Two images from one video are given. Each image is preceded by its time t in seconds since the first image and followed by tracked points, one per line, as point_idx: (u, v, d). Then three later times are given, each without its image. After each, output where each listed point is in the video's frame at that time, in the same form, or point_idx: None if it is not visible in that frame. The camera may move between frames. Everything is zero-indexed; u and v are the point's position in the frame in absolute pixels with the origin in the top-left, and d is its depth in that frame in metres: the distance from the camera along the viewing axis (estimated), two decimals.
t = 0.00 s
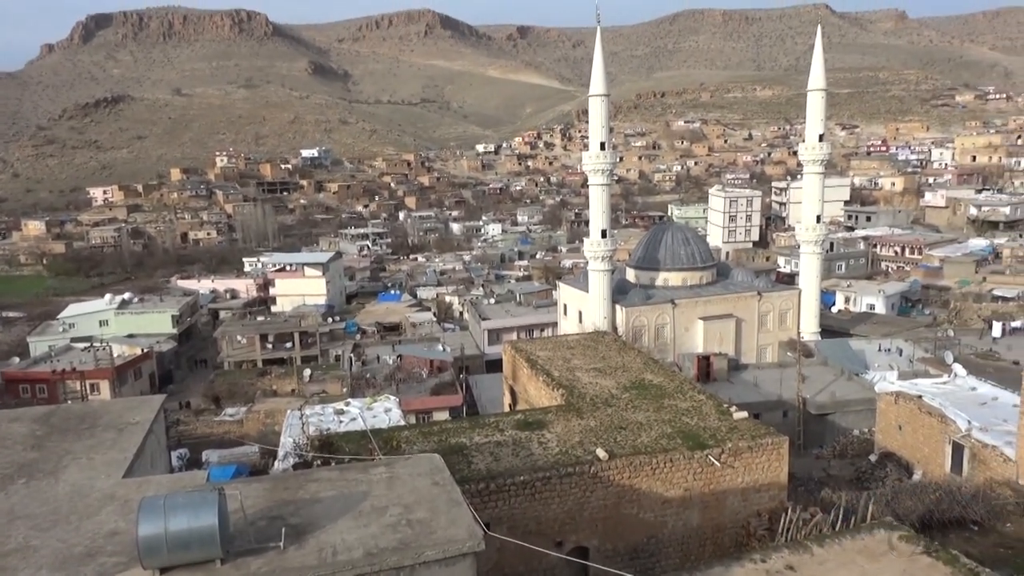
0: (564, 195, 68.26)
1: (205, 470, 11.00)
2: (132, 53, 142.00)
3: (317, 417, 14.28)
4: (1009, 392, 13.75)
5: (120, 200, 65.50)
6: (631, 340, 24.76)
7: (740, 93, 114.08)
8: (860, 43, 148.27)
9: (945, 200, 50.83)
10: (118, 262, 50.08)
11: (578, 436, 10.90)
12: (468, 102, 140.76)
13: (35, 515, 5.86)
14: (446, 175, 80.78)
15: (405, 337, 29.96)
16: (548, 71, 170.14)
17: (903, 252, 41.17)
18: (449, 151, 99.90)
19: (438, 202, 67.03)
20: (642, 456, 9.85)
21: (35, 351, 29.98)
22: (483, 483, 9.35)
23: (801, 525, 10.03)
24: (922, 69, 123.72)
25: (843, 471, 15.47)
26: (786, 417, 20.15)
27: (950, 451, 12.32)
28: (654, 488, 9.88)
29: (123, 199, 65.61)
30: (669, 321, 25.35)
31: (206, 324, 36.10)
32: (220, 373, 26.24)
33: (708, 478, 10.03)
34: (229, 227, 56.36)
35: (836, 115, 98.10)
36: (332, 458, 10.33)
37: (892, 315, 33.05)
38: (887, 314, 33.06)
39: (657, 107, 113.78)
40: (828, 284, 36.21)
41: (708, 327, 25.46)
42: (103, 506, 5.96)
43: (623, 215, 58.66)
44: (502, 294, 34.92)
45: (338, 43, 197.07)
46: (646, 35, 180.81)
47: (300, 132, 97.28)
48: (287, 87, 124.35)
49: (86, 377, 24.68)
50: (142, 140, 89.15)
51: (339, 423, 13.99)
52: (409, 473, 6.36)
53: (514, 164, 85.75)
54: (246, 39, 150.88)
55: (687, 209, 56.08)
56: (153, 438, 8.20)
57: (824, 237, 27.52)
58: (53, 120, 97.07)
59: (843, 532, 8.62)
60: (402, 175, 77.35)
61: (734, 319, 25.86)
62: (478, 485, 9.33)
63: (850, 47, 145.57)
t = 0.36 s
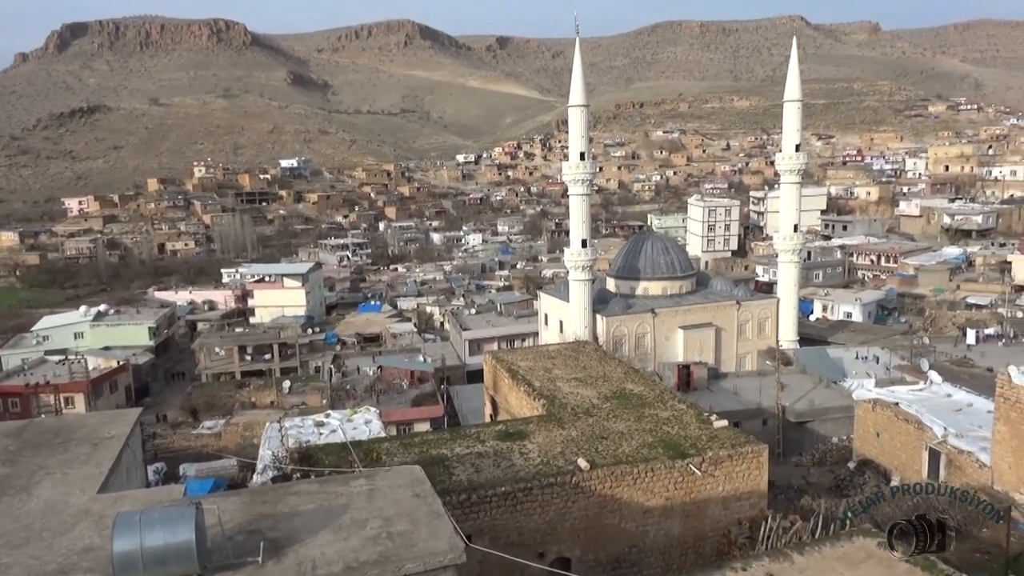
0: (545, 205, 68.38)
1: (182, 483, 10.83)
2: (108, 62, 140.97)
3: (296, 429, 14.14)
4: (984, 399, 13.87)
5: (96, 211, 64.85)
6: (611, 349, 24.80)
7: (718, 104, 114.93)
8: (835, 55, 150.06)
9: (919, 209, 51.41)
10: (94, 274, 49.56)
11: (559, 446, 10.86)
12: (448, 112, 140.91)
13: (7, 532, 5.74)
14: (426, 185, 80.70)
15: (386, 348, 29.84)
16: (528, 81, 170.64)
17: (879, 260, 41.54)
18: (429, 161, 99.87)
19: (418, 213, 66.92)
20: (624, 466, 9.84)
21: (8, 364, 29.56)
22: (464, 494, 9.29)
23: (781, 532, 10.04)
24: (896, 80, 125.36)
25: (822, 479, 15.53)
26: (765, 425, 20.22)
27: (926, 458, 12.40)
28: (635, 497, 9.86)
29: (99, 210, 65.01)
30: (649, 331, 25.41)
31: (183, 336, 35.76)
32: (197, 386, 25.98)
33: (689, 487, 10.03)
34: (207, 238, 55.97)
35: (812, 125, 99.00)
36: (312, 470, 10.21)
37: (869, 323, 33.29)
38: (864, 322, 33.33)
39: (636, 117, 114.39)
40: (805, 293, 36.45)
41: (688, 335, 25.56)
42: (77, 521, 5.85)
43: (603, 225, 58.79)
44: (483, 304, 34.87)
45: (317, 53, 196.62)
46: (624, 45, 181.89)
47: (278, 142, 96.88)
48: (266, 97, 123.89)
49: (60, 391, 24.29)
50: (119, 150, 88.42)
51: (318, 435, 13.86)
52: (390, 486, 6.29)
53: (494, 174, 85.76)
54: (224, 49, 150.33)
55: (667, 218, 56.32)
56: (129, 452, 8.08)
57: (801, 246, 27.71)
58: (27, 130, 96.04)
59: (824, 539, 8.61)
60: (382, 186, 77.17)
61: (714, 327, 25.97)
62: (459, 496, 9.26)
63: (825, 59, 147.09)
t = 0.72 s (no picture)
0: (527, 220, 68.54)
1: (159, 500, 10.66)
2: (88, 75, 140.22)
3: (277, 445, 14.00)
4: (961, 415, 13.94)
5: (74, 225, 64.31)
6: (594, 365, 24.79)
7: (699, 122, 115.89)
8: (813, 75, 151.97)
9: (897, 227, 51.95)
10: (71, 288, 49.04)
11: (541, 463, 10.82)
12: (431, 127, 141.13)
13: None
14: (409, 200, 80.64)
15: (367, 364, 29.67)
16: (510, 98, 171.40)
17: (858, 277, 41.88)
18: (412, 176, 99.87)
19: (401, 228, 66.85)
20: (606, 483, 9.80)
21: None
22: (446, 511, 9.21)
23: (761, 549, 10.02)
24: (873, 101, 126.90)
25: (803, 495, 15.56)
26: (746, 441, 20.23)
27: (905, 474, 12.44)
28: (617, 514, 9.82)
29: (77, 223, 64.45)
30: (631, 347, 25.45)
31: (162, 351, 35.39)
32: (176, 402, 25.70)
33: (671, 503, 10.01)
34: (187, 253, 55.59)
35: (792, 143, 99.96)
36: (292, 487, 10.10)
37: (848, 339, 33.53)
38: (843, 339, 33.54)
39: (618, 134, 115.09)
40: (785, 309, 36.66)
41: (670, 351, 25.61)
42: (51, 541, 5.73)
43: (586, 241, 58.98)
44: (465, 320, 34.79)
45: (300, 68, 196.53)
46: (606, 63, 183.23)
47: (260, 156, 96.63)
48: (249, 112, 123.65)
49: (35, 407, 23.80)
50: (98, 164, 87.81)
51: (299, 452, 13.74)
52: (370, 504, 6.23)
53: (477, 191, 85.85)
54: (206, 63, 150.08)
55: (649, 235, 56.57)
56: (105, 469, 7.96)
57: (781, 263, 27.86)
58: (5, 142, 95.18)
59: (804, 554, 8.01)
60: (365, 201, 77.02)
61: (695, 344, 26.04)
62: (440, 514, 9.18)
63: (804, 79, 148.78)
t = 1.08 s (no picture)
0: (510, 231, 68.60)
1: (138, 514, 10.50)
2: (67, 86, 139.07)
3: (258, 458, 13.89)
4: (941, 421, 14.04)
5: (51, 236, 63.62)
6: (578, 375, 24.78)
7: (681, 132, 116.54)
8: (792, 86, 153.42)
9: (876, 236, 52.41)
10: (49, 300, 48.49)
11: (526, 472, 10.79)
12: (413, 138, 141.07)
13: None
14: (392, 211, 80.50)
15: (351, 375, 29.50)
16: (493, 109, 171.70)
17: (838, 285, 42.16)
18: (395, 187, 99.71)
19: (384, 238, 66.68)
20: (591, 492, 9.78)
21: None
22: (430, 523, 9.16)
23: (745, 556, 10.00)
24: (852, 112, 128.18)
25: (786, 502, 15.62)
26: (729, 449, 20.28)
27: (887, 480, 12.50)
28: (602, 523, 9.79)
29: (55, 235, 63.75)
30: (615, 356, 25.47)
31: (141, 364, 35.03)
32: (156, 415, 25.44)
33: (655, 512, 9.99)
34: (167, 264, 55.14)
35: (771, 154, 100.66)
36: (274, 500, 10.00)
37: (829, 347, 33.72)
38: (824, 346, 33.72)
39: (600, 145, 115.49)
40: (767, 318, 36.84)
41: (653, 360, 25.67)
42: (27, 559, 5.61)
43: (569, 250, 59.06)
44: (449, 330, 34.73)
45: (282, 79, 195.83)
46: (588, 74, 184.03)
47: (242, 168, 96.18)
48: (230, 123, 123.06)
49: (12, 421, 23.42)
50: (76, 175, 87.03)
51: (282, 464, 13.63)
52: (353, 515, 6.17)
53: (460, 201, 85.77)
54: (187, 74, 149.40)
55: (631, 244, 56.75)
56: (83, 484, 7.86)
57: (762, 272, 28.02)
58: None
59: (789, 561, 7.94)
60: (348, 211, 76.77)
61: (679, 352, 26.11)
62: (425, 525, 9.14)
63: (784, 90, 149.99)
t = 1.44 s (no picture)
0: (490, 241, 68.58)
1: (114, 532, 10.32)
2: (39, 98, 137.58)
3: (237, 474, 13.73)
4: (917, 424, 14.12)
5: (23, 251, 62.79)
6: (558, 384, 24.76)
7: (657, 142, 117.22)
8: (766, 96, 154.85)
9: (851, 243, 52.90)
10: (21, 316, 47.81)
11: (508, 483, 10.72)
12: (391, 149, 140.78)
13: None
14: (370, 222, 80.16)
15: (330, 388, 29.30)
16: (470, 120, 171.91)
17: (814, 292, 42.48)
18: (373, 198, 99.41)
19: (362, 250, 66.42)
20: (573, 502, 9.73)
21: None
22: (411, 536, 9.08)
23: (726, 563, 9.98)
24: (825, 121, 129.55)
25: (766, 508, 15.65)
26: (710, 456, 20.32)
27: (865, 484, 12.56)
28: (584, 533, 9.75)
29: (27, 250, 62.94)
30: (595, 365, 25.49)
31: (116, 379, 34.60)
32: (131, 431, 25.11)
33: (637, 520, 9.96)
34: (142, 278, 54.59)
35: (747, 162, 101.44)
36: (253, 517, 9.89)
37: (806, 353, 33.94)
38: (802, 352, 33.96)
39: (578, 155, 115.83)
40: (745, 325, 37.04)
41: (633, 369, 25.70)
42: None
43: (548, 260, 59.11)
44: (429, 341, 34.62)
45: (259, 90, 194.84)
46: (565, 84, 184.76)
47: (218, 180, 95.52)
48: (206, 135, 122.23)
49: None
50: (49, 189, 86.00)
51: (260, 479, 13.48)
52: (333, 530, 6.08)
53: (439, 212, 85.66)
54: (162, 86, 148.35)
55: (610, 253, 56.90)
56: (55, 503, 7.75)
57: (739, 279, 28.18)
58: None
59: (769, 568, 7.92)
60: (326, 223, 76.41)
61: (658, 361, 26.17)
62: (406, 539, 9.06)
63: (759, 100, 151.38)
